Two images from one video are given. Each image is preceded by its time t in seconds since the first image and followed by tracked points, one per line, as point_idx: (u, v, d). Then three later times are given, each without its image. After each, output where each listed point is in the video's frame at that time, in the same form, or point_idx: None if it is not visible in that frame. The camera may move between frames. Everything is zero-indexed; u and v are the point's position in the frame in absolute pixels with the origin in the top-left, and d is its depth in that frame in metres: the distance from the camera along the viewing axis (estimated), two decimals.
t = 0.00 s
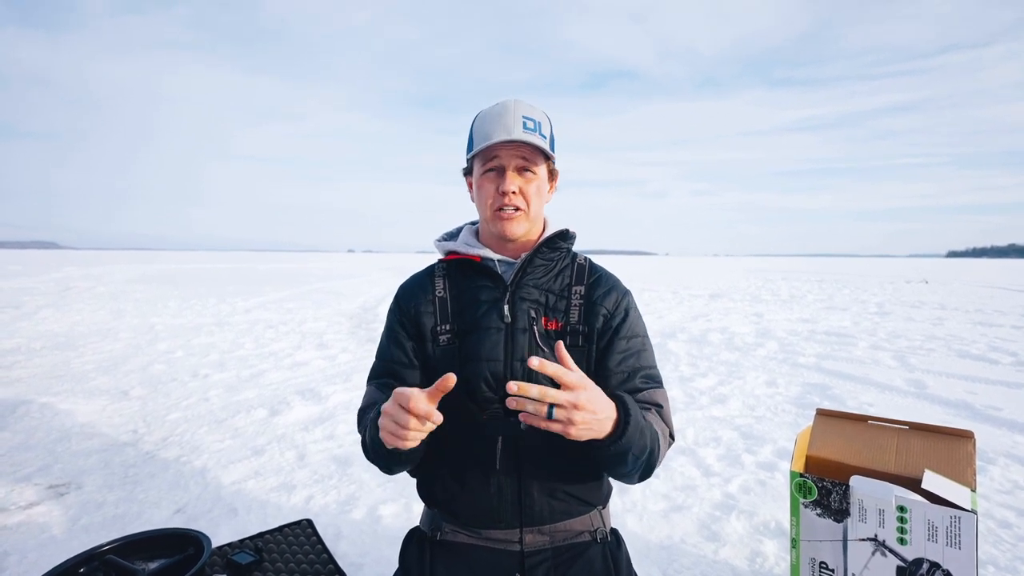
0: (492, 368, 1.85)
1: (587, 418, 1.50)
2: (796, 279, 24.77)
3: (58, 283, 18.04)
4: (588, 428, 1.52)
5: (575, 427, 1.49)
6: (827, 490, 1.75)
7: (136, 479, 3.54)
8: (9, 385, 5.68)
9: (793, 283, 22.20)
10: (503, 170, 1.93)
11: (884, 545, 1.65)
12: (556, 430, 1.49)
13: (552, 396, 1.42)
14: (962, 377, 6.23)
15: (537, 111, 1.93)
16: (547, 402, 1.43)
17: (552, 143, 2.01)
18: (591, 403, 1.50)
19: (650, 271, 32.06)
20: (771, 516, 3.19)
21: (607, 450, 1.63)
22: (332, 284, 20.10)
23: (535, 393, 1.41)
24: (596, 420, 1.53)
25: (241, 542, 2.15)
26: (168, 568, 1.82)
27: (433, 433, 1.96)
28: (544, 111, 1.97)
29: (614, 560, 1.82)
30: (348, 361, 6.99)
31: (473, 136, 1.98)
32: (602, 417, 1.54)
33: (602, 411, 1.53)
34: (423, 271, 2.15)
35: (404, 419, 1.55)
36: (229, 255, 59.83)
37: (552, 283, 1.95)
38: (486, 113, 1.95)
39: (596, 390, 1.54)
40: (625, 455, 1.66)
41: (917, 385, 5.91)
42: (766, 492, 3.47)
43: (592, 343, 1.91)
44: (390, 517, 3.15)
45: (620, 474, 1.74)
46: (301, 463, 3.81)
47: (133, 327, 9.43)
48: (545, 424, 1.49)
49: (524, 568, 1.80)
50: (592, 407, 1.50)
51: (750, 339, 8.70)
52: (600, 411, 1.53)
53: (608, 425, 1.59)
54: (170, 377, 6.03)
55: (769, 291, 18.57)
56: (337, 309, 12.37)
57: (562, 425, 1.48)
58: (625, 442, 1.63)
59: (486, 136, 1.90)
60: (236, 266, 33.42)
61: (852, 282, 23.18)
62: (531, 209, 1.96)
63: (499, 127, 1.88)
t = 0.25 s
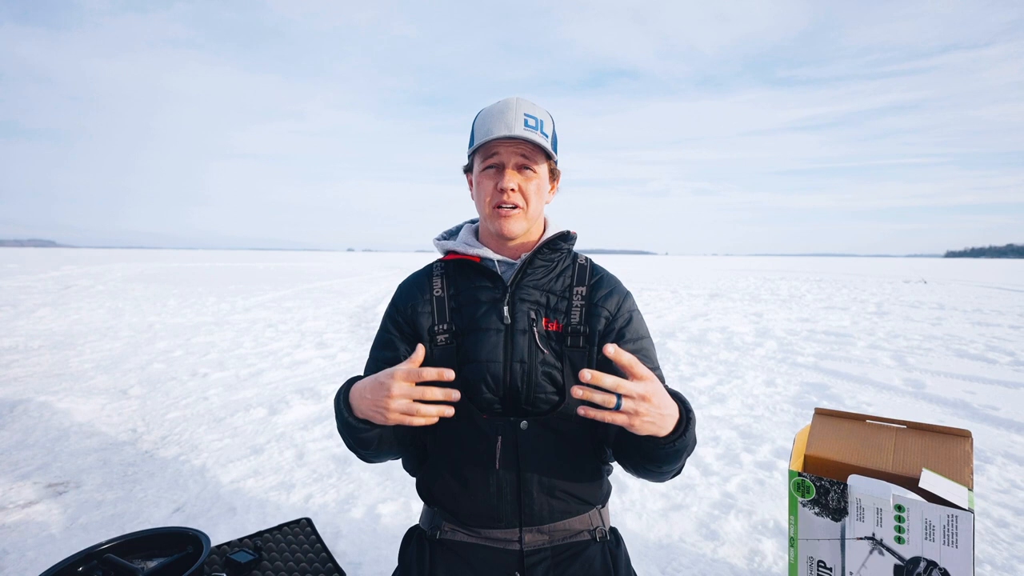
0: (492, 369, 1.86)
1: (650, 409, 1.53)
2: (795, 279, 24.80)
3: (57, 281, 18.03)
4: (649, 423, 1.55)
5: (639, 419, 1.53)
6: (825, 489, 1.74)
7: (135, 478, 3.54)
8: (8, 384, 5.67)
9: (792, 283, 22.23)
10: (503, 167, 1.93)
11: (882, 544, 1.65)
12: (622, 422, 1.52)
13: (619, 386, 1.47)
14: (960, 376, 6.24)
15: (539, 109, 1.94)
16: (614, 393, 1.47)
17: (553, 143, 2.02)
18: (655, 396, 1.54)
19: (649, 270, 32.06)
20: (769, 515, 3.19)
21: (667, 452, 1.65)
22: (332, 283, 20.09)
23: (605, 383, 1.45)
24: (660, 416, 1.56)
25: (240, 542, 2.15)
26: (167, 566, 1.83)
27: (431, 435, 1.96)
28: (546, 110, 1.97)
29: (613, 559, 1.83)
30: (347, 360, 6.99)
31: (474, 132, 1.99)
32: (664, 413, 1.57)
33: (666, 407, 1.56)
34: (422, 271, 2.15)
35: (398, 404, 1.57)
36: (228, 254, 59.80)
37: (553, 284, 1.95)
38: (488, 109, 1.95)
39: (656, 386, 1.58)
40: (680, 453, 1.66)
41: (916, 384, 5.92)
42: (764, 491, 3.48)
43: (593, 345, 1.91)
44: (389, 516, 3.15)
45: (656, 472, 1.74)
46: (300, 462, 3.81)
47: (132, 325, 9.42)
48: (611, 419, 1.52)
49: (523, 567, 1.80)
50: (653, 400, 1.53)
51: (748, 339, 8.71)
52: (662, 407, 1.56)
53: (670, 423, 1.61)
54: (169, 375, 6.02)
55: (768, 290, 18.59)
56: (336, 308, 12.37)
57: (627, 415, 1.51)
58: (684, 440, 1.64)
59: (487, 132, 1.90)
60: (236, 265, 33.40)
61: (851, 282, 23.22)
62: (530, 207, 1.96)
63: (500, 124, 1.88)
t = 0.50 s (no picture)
0: (492, 367, 1.86)
1: (697, 462, 1.50)
2: (795, 280, 24.81)
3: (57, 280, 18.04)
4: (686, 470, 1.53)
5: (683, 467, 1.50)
6: (824, 489, 1.75)
7: (134, 476, 3.54)
8: (7, 382, 5.67)
9: (792, 283, 22.24)
10: (504, 167, 1.93)
11: (880, 543, 1.65)
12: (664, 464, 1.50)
13: (688, 437, 1.43)
14: (959, 377, 6.25)
15: (540, 108, 1.93)
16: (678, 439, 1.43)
17: (554, 143, 2.02)
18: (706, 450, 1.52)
19: (649, 270, 32.06)
20: (768, 514, 3.20)
21: (689, 489, 1.61)
22: (331, 282, 20.08)
23: (677, 431, 1.41)
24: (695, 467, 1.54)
25: (239, 540, 2.15)
26: (166, 565, 1.83)
27: (431, 433, 1.96)
28: (547, 109, 1.97)
29: (612, 558, 1.83)
30: (347, 359, 6.99)
31: (475, 131, 1.99)
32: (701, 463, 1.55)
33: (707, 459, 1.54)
34: (422, 269, 2.15)
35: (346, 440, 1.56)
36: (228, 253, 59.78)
37: (554, 283, 1.95)
38: (488, 109, 1.95)
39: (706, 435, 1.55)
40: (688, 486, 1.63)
41: (915, 385, 5.93)
42: (763, 490, 3.48)
43: (593, 345, 1.91)
44: (389, 514, 3.15)
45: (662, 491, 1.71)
46: (299, 461, 3.81)
47: (132, 324, 9.42)
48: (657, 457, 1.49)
49: (522, 565, 1.81)
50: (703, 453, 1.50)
51: (748, 339, 8.72)
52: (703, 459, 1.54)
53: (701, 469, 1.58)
54: (169, 374, 6.02)
55: (768, 290, 18.61)
56: (336, 308, 12.38)
57: (675, 461, 1.48)
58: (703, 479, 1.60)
59: (488, 132, 1.90)
60: (236, 264, 33.40)
61: (850, 283, 23.26)
62: (531, 207, 1.96)
63: (501, 123, 1.88)
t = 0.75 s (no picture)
0: (490, 363, 1.86)
1: (689, 453, 1.50)
2: (793, 275, 24.85)
3: (54, 275, 18.00)
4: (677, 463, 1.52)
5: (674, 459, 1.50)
6: (821, 484, 1.75)
7: (131, 471, 3.54)
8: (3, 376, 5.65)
9: (789, 279, 22.28)
10: (502, 162, 1.92)
11: (876, 538, 1.66)
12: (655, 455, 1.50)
13: (676, 427, 1.42)
14: (955, 373, 6.27)
15: (538, 103, 1.92)
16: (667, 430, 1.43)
17: (553, 138, 2.01)
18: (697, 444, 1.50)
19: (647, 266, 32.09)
20: (765, 509, 3.21)
21: (683, 481, 1.62)
22: (329, 278, 20.02)
23: (667, 420, 1.41)
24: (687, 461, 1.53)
25: (237, 535, 2.15)
26: (163, 561, 1.82)
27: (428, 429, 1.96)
28: (545, 103, 1.96)
29: (610, 552, 1.83)
30: (345, 354, 6.99)
31: (473, 127, 1.98)
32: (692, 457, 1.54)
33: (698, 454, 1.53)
34: (419, 265, 2.14)
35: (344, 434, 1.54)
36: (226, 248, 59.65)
37: (553, 278, 1.95)
38: (486, 104, 1.94)
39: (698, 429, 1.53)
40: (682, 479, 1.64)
41: (911, 380, 5.95)
42: (760, 485, 3.49)
43: (592, 340, 1.91)
44: (387, 509, 3.15)
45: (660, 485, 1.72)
46: (297, 456, 3.81)
47: (129, 319, 9.40)
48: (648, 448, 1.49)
49: (520, 559, 1.81)
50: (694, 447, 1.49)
51: (746, 335, 8.74)
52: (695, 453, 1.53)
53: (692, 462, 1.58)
54: (166, 369, 6.01)
55: (766, 286, 18.65)
56: (334, 303, 12.36)
57: (666, 452, 1.48)
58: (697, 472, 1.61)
59: (486, 127, 1.89)
60: (233, 259, 33.28)
61: (847, 279, 23.32)
62: (530, 202, 1.95)
63: (499, 119, 1.87)
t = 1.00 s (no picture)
0: (487, 359, 1.86)
1: (614, 462, 1.49)
2: (791, 274, 24.90)
3: (51, 272, 17.95)
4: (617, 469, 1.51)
5: (609, 469, 1.49)
6: (816, 481, 1.76)
7: (128, 469, 3.54)
8: None
9: (786, 278, 22.33)
10: (497, 157, 1.92)
11: (871, 534, 1.67)
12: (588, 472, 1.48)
13: (582, 445, 1.41)
14: (951, 371, 6.29)
15: (531, 98, 1.93)
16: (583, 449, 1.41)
17: (547, 132, 2.01)
18: (629, 444, 1.49)
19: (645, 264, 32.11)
20: (761, 506, 3.22)
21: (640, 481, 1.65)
22: (327, 276, 19.99)
23: (569, 440, 1.40)
24: (626, 464, 1.52)
25: (233, 532, 2.15)
26: (159, 558, 1.82)
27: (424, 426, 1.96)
28: (538, 99, 1.97)
29: (607, 548, 1.84)
30: (343, 352, 6.99)
31: (467, 123, 1.98)
32: (632, 460, 1.52)
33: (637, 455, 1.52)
34: (416, 262, 2.14)
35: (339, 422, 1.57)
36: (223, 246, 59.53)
37: (549, 274, 1.95)
38: (480, 100, 1.94)
39: (628, 429, 1.52)
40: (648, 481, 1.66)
41: (908, 378, 5.97)
42: (756, 483, 3.50)
43: (589, 335, 1.91)
44: (384, 507, 3.16)
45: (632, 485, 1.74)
46: (294, 453, 3.81)
47: (126, 316, 9.38)
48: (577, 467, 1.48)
49: (516, 556, 1.82)
50: (626, 448, 1.48)
51: (743, 333, 8.76)
52: (634, 451, 1.52)
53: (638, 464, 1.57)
54: (163, 367, 6.00)
55: (763, 284, 18.68)
56: (332, 301, 12.35)
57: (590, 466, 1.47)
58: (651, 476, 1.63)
59: (480, 122, 1.90)
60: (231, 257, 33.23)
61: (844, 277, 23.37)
62: (525, 196, 1.95)
63: (493, 113, 1.87)
